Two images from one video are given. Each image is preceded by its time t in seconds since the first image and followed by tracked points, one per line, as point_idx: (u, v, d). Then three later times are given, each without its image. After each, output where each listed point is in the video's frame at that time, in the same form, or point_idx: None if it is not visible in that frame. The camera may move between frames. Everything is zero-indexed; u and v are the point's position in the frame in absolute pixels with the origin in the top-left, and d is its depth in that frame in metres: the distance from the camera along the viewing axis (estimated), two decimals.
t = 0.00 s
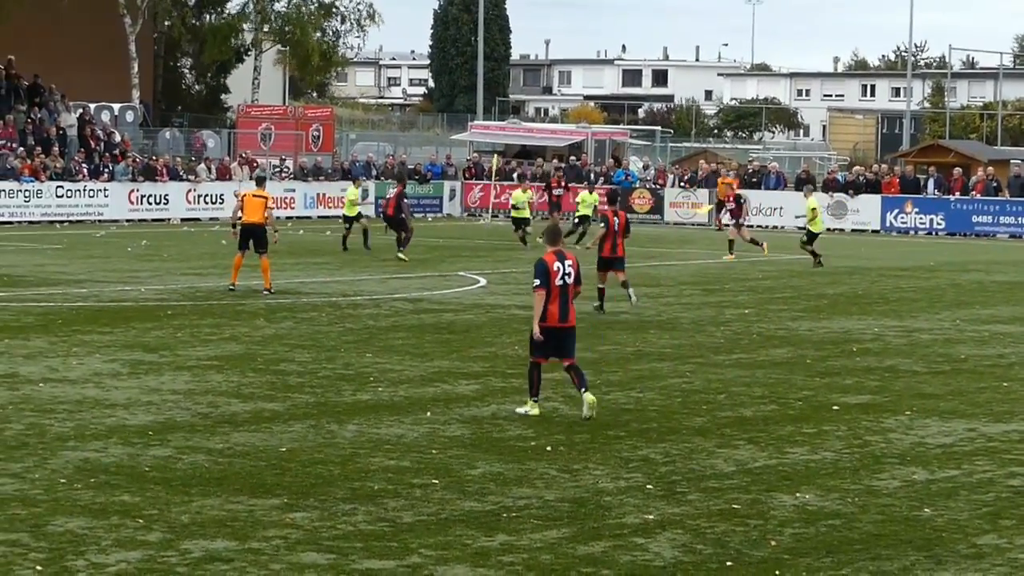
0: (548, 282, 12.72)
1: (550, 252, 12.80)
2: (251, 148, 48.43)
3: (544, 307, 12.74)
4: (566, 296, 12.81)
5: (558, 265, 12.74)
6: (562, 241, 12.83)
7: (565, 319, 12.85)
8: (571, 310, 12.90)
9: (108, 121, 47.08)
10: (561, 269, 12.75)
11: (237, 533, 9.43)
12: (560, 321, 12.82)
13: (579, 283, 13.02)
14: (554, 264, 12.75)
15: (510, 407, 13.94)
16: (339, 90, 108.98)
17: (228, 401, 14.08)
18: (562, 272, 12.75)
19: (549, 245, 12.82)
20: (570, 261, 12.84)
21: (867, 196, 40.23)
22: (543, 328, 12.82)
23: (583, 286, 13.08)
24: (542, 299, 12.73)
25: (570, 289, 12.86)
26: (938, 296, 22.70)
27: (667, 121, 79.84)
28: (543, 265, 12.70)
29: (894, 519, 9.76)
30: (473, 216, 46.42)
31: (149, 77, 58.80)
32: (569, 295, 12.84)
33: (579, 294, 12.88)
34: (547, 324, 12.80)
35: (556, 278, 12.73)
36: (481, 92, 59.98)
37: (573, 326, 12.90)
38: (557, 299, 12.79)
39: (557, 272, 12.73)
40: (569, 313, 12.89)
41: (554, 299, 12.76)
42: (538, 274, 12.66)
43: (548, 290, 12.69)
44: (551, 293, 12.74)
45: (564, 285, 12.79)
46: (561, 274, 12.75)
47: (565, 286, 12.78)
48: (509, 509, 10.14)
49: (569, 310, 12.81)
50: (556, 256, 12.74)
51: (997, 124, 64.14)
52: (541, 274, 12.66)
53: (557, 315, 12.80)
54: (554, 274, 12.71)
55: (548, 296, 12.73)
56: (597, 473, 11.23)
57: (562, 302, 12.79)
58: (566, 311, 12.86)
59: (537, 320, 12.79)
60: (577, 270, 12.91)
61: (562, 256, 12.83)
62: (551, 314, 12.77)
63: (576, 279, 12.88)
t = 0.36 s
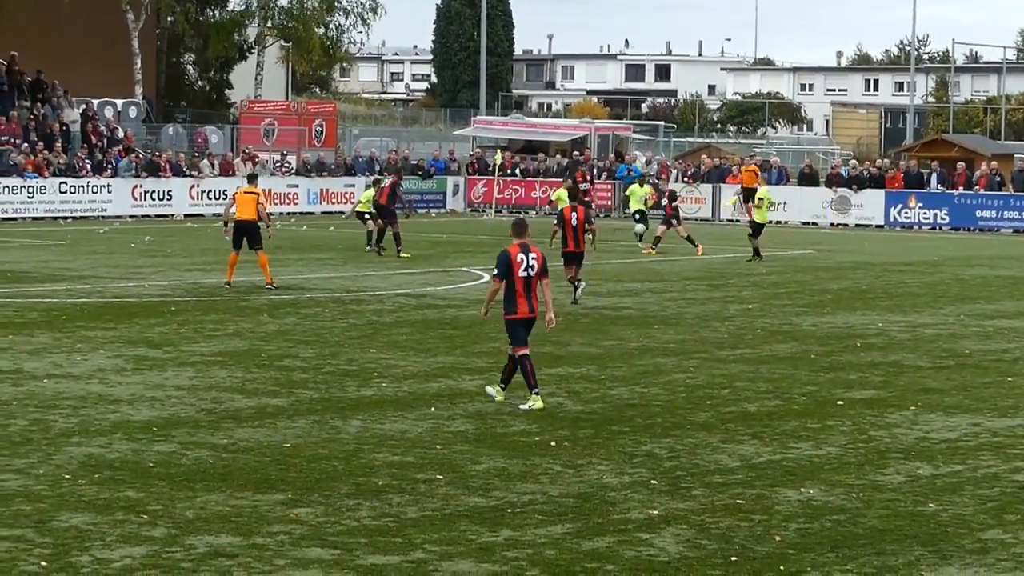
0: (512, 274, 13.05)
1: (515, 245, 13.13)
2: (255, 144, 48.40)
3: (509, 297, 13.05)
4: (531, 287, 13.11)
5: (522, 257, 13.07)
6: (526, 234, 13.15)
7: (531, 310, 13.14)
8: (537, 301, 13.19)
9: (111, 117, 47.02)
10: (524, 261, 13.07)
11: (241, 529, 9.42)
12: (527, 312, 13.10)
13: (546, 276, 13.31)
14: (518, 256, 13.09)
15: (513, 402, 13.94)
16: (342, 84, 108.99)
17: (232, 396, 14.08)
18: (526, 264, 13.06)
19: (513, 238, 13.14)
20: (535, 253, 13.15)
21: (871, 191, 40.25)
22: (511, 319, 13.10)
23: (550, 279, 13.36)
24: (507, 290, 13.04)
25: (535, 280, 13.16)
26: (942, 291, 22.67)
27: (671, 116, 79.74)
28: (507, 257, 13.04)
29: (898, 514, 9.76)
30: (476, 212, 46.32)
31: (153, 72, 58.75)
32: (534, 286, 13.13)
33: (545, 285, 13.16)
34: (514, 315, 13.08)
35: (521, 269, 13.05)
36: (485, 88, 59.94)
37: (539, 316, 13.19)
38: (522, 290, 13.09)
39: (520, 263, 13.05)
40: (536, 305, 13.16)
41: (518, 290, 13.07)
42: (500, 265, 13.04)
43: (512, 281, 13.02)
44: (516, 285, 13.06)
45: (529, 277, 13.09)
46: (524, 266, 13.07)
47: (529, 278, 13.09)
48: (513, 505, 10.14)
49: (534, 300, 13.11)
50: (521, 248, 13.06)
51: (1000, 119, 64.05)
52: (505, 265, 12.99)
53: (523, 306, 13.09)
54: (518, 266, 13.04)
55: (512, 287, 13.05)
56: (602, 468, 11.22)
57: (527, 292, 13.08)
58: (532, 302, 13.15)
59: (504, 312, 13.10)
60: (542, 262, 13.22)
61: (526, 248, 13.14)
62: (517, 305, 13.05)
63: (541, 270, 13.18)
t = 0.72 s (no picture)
0: (492, 259, 13.31)
1: (495, 231, 13.43)
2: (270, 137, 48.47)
3: (488, 281, 13.29)
4: (510, 272, 13.37)
5: (502, 243, 13.36)
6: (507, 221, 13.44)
7: (509, 295, 13.39)
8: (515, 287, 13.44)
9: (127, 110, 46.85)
10: (504, 247, 13.35)
11: (256, 521, 9.43)
12: (505, 298, 13.35)
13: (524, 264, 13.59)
14: (498, 242, 13.37)
15: (528, 395, 13.93)
16: (358, 76, 109.04)
17: (246, 388, 14.10)
18: (506, 249, 13.36)
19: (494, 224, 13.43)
20: (514, 240, 13.43)
21: (886, 185, 40.13)
22: (487, 304, 13.36)
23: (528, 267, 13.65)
24: (486, 275, 13.30)
25: (513, 266, 13.43)
26: (957, 285, 22.59)
27: (686, 109, 79.56)
28: (487, 242, 13.32)
29: (914, 508, 9.73)
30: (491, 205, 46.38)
31: (168, 65, 58.82)
32: (513, 273, 13.40)
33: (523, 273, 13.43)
34: (490, 299, 13.34)
35: (500, 254, 13.33)
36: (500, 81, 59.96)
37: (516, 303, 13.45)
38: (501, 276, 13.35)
39: (500, 249, 13.33)
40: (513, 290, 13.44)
41: (497, 275, 13.32)
42: (483, 249, 13.27)
43: (491, 266, 13.27)
44: (495, 270, 13.32)
45: (508, 262, 13.37)
46: (504, 251, 13.35)
47: (508, 264, 13.36)
48: (528, 498, 10.13)
49: (513, 286, 13.36)
50: (501, 234, 13.36)
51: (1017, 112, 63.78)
52: (485, 250, 13.26)
53: (501, 292, 13.34)
54: (498, 251, 13.32)
55: (492, 272, 13.29)
56: (617, 462, 11.21)
57: (507, 277, 13.34)
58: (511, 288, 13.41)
59: (481, 296, 13.35)
60: (521, 249, 13.51)
61: (506, 234, 13.43)
62: (495, 290, 13.30)
63: (520, 257, 13.46)
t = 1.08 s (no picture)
0: (526, 255, 13.47)
1: (528, 225, 13.52)
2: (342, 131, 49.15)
3: (521, 277, 13.51)
4: (542, 267, 13.57)
5: (535, 238, 13.48)
6: (539, 215, 13.52)
7: (542, 289, 13.64)
8: (547, 280, 13.67)
9: (201, 105, 47.86)
10: (537, 243, 13.49)
11: (331, 515, 9.63)
12: (537, 292, 13.61)
13: (557, 254, 13.75)
14: (532, 238, 13.48)
15: (601, 391, 14.04)
16: (430, 72, 109.57)
17: (320, 383, 14.34)
18: (539, 245, 13.49)
19: (528, 219, 13.52)
20: (548, 233, 13.55)
21: (960, 179, 39.86)
22: (520, 298, 13.62)
23: (561, 257, 13.81)
24: (519, 270, 13.49)
25: (546, 259, 13.61)
26: None
27: (759, 104, 79.27)
28: (521, 239, 13.43)
29: (990, 504, 9.75)
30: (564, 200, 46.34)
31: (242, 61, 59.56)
32: (545, 267, 13.59)
33: (555, 266, 13.60)
34: (524, 293, 13.59)
35: (533, 250, 13.48)
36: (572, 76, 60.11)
37: (549, 295, 13.70)
38: (533, 270, 13.55)
39: (534, 245, 13.47)
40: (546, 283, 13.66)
41: (530, 270, 13.52)
42: (517, 247, 13.41)
43: (525, 262, 13.45)
44: (528, 266, 13.51)
45: (541, 257, 13.53)
46: (537, 247, 13.50)
47: (541, 258, 13.53)
48: (601, 493, 10.26)
49: (545, 280, 13.58)
50: (534, 230, 13.46)
51: None
52: (520, 247, 13.42)
53: (534, 286, 13.58)
54: (531, 247, 13.46)
55: (526, 267, 13.49)
56: (690, 457, 11.31)
57: (538, 272, 13.55)
58: (543, 282, 13.64)
59: (514, 290, 13.59)
60: (554, 241, 13.64)
61: (539, 229, 13.53)
62: (528, 285, 13.54)
63: (552, 250, 13.62)
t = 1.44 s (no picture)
0: (540, 252, 13.75)
1: (543, 225, 13.84)
2: (391, 130, 49.20)
3: (538, 274, 13.74)
4: (557, 264, 13.81)
5: (550, 236, 13.77)
6: (553, 214, 13.86)
7: (558, 287, 13.84)
8: (564, 279, 13.88)
9: (249, 103, 47.97)
10: (552, 240, 13.77)
11: (380, 513, 9.72)
12: (554, 290, 13.81)
13: (572, 254, 14.02)
14: (546, 236, 13.78)
15: (650, 389, 14.05)
16: (479, 70, 109.67)
17: (369, 381, 14.46)
18: (554, 242, 13.77)
19: (542, 218, 13.85)
20: (562, 232, 13.84)
21: (1010, 175, 39.57)
22: (538, 296, 13.81)
23: (577, 258, 14.07)
24: (535, 269, 13.74)
25: (561, 258, 13.86)
26: None
27: (808, 101, 78.84)
28: (535, 236, 13.74)
29: None
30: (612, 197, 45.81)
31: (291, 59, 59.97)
32: (561, 264, 13.84)
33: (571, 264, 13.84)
34: (541, 291, 13.79)
35: (548, 247, 13.75)
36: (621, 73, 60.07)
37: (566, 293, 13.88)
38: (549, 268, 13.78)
39: (548, 242, 13.75)
40: (562, 281, 13.87)
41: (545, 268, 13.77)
42: (530, 244, 13.73)
43: (541, 258, 13.72)
44: (544, 263, 13.76)
45: (556, 255, 13.79)
46: (552, 245, 13.78)
47: (556, 256, 13.79)
48: (649, 491, 10.28)
49: (561, 277, 13.80)
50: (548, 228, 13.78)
51: None
52: (534, 244, 13.71)
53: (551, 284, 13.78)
54: (546, 244, 13.74)
55: (541, 264, 13.74)
56: (739, 454, 11.31)
57: (554, 270, 13.78)
58: (559, 280, 13.85)
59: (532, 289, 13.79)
60: (569, 241, 13.92)
61: (553, 227, 13.84)
62: (545, 282, 13.75)
63: (567, 249, 13.88)
